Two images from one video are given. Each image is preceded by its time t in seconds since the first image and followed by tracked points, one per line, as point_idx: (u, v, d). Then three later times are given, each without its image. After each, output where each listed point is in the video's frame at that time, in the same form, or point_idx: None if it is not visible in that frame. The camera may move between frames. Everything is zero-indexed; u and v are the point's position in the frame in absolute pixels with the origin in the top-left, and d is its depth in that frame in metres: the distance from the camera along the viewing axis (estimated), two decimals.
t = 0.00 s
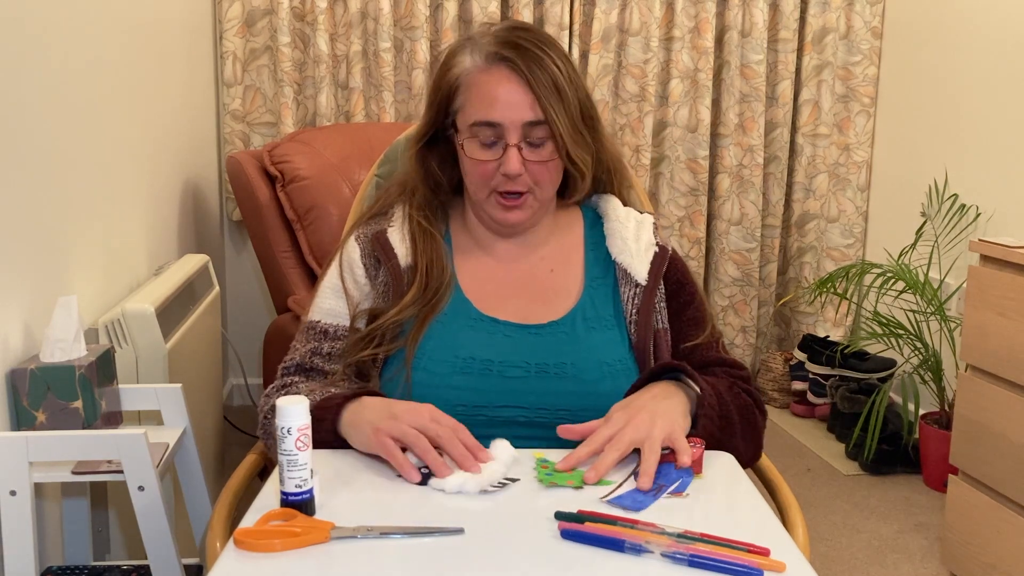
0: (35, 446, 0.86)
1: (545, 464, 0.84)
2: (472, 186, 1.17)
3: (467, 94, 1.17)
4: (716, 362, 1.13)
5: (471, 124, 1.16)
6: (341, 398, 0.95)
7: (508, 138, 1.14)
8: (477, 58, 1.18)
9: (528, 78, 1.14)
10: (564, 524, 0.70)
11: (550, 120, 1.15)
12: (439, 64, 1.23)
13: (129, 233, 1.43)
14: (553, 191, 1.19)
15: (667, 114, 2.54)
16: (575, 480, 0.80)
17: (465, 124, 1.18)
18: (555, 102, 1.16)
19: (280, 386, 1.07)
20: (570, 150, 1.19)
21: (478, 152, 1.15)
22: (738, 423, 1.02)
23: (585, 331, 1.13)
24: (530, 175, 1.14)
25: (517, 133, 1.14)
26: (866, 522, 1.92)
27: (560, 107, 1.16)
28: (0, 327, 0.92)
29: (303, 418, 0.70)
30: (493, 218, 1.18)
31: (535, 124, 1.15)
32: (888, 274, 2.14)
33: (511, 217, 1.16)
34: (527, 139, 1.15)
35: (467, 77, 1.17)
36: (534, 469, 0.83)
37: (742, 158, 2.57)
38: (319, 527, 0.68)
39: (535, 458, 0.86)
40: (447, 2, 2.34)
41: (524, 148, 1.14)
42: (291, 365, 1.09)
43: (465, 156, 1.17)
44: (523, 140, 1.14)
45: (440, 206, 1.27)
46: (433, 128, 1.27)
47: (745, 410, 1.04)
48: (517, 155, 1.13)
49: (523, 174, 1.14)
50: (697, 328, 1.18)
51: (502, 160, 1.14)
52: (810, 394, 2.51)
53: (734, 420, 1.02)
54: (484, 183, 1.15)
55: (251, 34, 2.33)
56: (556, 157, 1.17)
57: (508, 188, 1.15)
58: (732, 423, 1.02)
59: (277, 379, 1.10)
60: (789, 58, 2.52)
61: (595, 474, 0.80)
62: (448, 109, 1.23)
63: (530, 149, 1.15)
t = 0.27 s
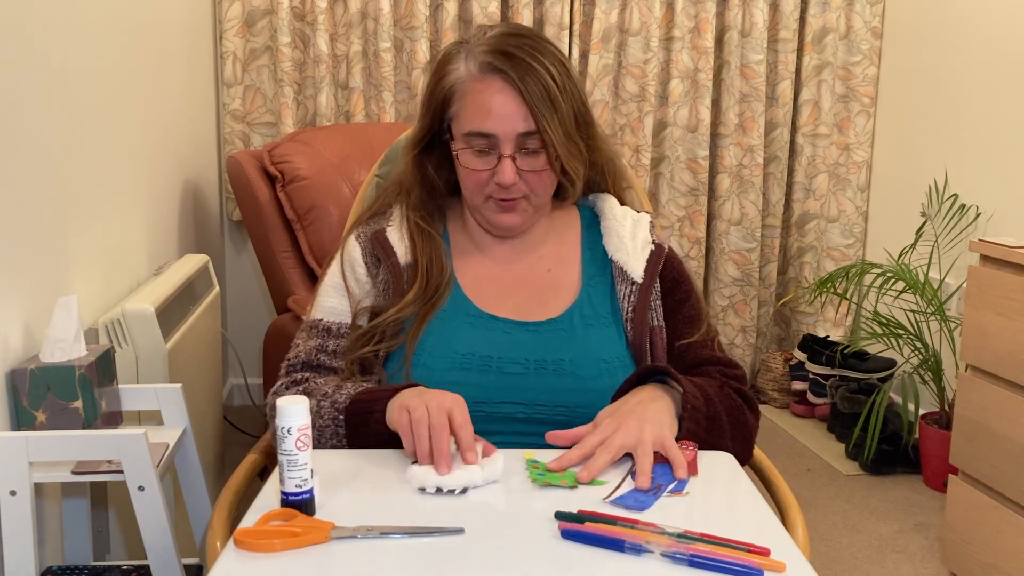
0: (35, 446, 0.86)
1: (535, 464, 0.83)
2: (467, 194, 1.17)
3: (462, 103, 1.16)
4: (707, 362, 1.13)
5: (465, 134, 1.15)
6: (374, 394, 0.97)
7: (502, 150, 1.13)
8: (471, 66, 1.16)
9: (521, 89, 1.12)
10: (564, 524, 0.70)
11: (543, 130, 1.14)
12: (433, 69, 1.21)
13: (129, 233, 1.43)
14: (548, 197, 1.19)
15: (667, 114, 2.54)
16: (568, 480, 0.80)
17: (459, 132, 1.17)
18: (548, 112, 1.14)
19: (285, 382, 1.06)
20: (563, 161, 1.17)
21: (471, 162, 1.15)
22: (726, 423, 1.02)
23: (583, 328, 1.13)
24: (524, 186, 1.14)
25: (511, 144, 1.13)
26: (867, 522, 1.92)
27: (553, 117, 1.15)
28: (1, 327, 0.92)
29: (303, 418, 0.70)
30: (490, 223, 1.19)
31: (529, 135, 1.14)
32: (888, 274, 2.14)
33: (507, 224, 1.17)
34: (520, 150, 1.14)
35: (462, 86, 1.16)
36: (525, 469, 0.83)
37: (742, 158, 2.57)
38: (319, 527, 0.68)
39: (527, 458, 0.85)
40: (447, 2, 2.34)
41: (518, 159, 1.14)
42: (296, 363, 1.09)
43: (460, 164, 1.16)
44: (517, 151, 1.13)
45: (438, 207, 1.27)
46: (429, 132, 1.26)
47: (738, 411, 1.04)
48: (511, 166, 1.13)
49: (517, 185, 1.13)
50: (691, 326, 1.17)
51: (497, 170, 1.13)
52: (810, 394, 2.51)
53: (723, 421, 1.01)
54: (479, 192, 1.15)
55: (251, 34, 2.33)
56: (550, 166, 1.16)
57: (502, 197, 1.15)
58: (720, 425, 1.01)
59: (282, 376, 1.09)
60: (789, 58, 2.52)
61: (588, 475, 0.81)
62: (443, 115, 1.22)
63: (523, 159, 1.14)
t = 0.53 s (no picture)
0: (35, 446, 0.86)
1: (536, 463, 0.83)
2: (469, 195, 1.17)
3: (464, 104, 1.16)
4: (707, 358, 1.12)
5: (468, 135, 1.15)
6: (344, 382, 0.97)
7: (504, 152, 1.13)
8: (474, 67, 1.16)
9: (524, 92, 1.12)
10: (564, 524, 0.70)
11: (546, 133, 1.14)
12: (436, 69, 1.21)
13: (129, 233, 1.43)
14: (550, 198, 1.19)
15: (667, 114, 2.54)
16: (567, 480, 0.80)
17: (462, 134, 1.17)
18: (551, 115, 1.14)
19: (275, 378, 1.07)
20: (565, 162, 1.18)
21: (474, 163, 1.15)
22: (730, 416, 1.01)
23: (582, 327, 1.13)
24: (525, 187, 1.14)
25: (513, 146, 1.13)
26: (867, 522, 1.92)
27: (556, 119, 1.14)
28: (0, 327, 0.92)
29: (303, 418, 0.70)
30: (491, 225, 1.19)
31: (531, 138, 1.14)
32: (888, 274, 2.14)
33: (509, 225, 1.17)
34: (523, 152, 1.14)
35: (464, 87, 1.16)
36: (526, 469, 0.83)
37: (742, 158, 2.57)
38: (319, 527, 0.68)
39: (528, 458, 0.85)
40: (447, 2, 2.34)
41: (520, 161, 1.14)
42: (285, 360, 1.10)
43: (463, 166, 1.16)
44: (519, 153, 1.14)
45: (438, 206, 1.27)
46: (431, 132, 1.26)
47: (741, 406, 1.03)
48: (514, 168, 1.13)
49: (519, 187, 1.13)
50: (692, 327, 1.17)
51: (499, 172, 1.13)
52: (810, 394, 2.51)
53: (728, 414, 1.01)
54: (481, 194, 1.16)
55: (251, 34, 2.33)
56: (553, 169, 1.16)
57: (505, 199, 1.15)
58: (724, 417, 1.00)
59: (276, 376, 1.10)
60: (789, 58, 2.52)
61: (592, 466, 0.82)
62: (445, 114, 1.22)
63: (526, 161, 1.14)
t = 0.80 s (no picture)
0: (35, 446, 0.86)
1: (539, 463, 0.83)
2: (469, 198, 1.17)
3: (464, 108, 1.16)
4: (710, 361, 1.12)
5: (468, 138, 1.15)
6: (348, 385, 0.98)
7: (505, 156, 1.13)
8: (473, 70, 1.15)
9: (524, 96, 1.12)
10: (564, 524, 0.70)
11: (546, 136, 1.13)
12: (435, 71, 1.20)
13: (129, 233, 1.43)
14: (552, 199, 1.20)
15: (667, 114, 2.54)
16: (567, 479, 0.79)
17: (462, 138, 1.16)
18: (551, 118, 1.13)
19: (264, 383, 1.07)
20: (565, 165, 1.18)
21: (475, 168, 1.15)
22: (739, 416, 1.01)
23: (581, 325, 1.13)
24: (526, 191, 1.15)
25: (514, 151, 1.13)
26: (867, 522, 1.92)
27: (556, 122, 1.14)
28: (1, 327, 0.92)
29: (303, 418, 0.70)
30: (491, 227, 1.19)
31: (531, 142, 1.13)
32: (888, 274, 2.14)
33: (510, 228, 1.18)
34: (523, 156, 1.14)
35: (464, 90, 1.15)
36: (528, 468, 0.82)
37: (742, 158, 2.57)
38: (319, 527, 0.68)
39: (532, 457, 0.85)
40: (447, 2, 2.34)
41: (521, 165, 1.14)
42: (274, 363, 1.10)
43: (463, 169, 1.16)
44: (519, 157, 1.14)
45: (436, 208, 1.28)
46: (430, 136, 1.25)
47: (750, 406, 1.03)
48: (514, 173, 1.13)
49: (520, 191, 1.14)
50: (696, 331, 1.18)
51: (500, 177, 1.13)
52: (810, 394, 2.51)
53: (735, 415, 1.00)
54: (480, 197, 1.16)
55: (251, 34, 2.33)
56: (553, 172, 1.16)
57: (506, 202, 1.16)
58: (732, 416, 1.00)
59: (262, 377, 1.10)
60: (789, 58, 2.52)
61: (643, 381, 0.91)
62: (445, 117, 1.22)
63: (526, 165, 1.14)
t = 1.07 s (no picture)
0: (35, 446, 0.86)
1: (539, 463, 0.83)
2: (465, 200, 1.17)
3: (458, 110, 1.16)
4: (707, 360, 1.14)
5: (462, 141, 1.14)
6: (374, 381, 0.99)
7: (499, 157, 1.13)
8: (466, 72, 1.15)
9: (517, 97, 1.11)
10: (564, 524, 0.70)
11: (539, 137, 1.13)
12: (428, 73, 1.20)
13: (129, 234, 1.43)
14: (547, 199, 1.20)
15: (667, 114, 2.54)
16: (567, 479, 0.79)
17: (456, 140, 1.16)
18: (545, 119, 1.13)
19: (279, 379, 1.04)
20: (560, 165, 1.18)
21: (470, 169, 1.15)
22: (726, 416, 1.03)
23: (581, 324, 1.13)
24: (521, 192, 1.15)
25: (509, 152, 1.13)
26: (867, 522, 1.92)
27: (550, 123, 1.14)
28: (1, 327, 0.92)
29: (303, 418, 0.70)
30: (486, 227, 1.19)
31: (526, 143, 1.13)
32: (888, 274, 2.14)
33: (506, 228, 1.18)
34: (518, 157, 1.14)
35: (457, 92, 1.15)
36: (528, 469, 0.82)
37: (742, 158, 2.57)
38: (319, 527, 0.68)
39: (532, 456, 0.86)
40: (447, 2, 2.34)
41: (515, 166, 1.14)
42: (288, 357, 1.07)
43: (458, 171, 1.16)
44: (514, 158, 1.13)
45: (433, 209, 1.27)
46: (425, 138, 1.26)
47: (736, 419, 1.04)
48: (509, 174, 1.13)
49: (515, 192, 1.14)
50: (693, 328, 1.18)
51: (495, 178, 1.13)
52: (810, 394, 2.51)
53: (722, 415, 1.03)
54: (476, 199, 1.16)
55: (251, 34, 2.33)
56: (548, 172, 1.16)
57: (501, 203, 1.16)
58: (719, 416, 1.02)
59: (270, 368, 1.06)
60: (789, 58, 2.52)
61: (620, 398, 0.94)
62: (439, 118, 1.22)
63: (521, 166, 1.14)
